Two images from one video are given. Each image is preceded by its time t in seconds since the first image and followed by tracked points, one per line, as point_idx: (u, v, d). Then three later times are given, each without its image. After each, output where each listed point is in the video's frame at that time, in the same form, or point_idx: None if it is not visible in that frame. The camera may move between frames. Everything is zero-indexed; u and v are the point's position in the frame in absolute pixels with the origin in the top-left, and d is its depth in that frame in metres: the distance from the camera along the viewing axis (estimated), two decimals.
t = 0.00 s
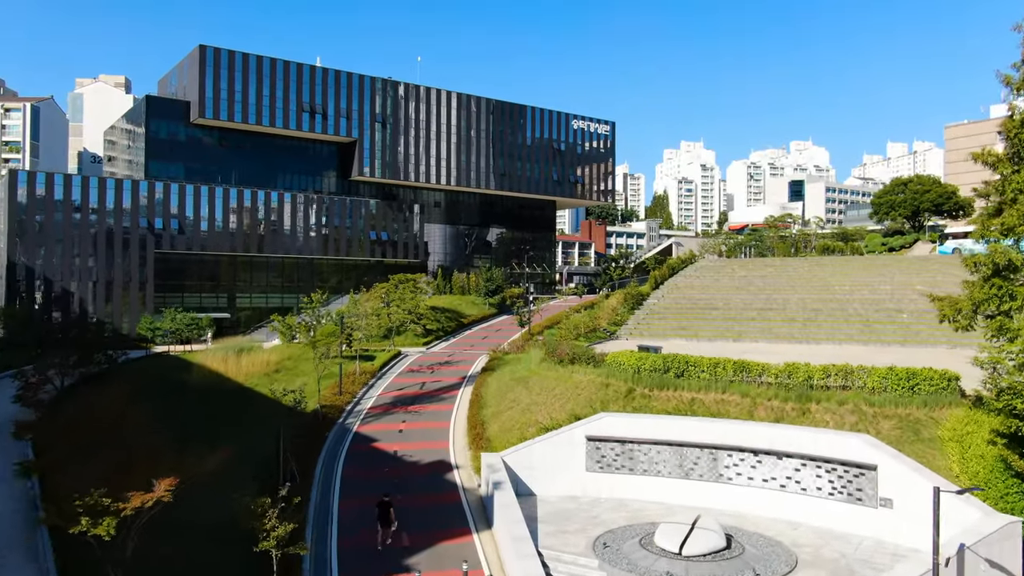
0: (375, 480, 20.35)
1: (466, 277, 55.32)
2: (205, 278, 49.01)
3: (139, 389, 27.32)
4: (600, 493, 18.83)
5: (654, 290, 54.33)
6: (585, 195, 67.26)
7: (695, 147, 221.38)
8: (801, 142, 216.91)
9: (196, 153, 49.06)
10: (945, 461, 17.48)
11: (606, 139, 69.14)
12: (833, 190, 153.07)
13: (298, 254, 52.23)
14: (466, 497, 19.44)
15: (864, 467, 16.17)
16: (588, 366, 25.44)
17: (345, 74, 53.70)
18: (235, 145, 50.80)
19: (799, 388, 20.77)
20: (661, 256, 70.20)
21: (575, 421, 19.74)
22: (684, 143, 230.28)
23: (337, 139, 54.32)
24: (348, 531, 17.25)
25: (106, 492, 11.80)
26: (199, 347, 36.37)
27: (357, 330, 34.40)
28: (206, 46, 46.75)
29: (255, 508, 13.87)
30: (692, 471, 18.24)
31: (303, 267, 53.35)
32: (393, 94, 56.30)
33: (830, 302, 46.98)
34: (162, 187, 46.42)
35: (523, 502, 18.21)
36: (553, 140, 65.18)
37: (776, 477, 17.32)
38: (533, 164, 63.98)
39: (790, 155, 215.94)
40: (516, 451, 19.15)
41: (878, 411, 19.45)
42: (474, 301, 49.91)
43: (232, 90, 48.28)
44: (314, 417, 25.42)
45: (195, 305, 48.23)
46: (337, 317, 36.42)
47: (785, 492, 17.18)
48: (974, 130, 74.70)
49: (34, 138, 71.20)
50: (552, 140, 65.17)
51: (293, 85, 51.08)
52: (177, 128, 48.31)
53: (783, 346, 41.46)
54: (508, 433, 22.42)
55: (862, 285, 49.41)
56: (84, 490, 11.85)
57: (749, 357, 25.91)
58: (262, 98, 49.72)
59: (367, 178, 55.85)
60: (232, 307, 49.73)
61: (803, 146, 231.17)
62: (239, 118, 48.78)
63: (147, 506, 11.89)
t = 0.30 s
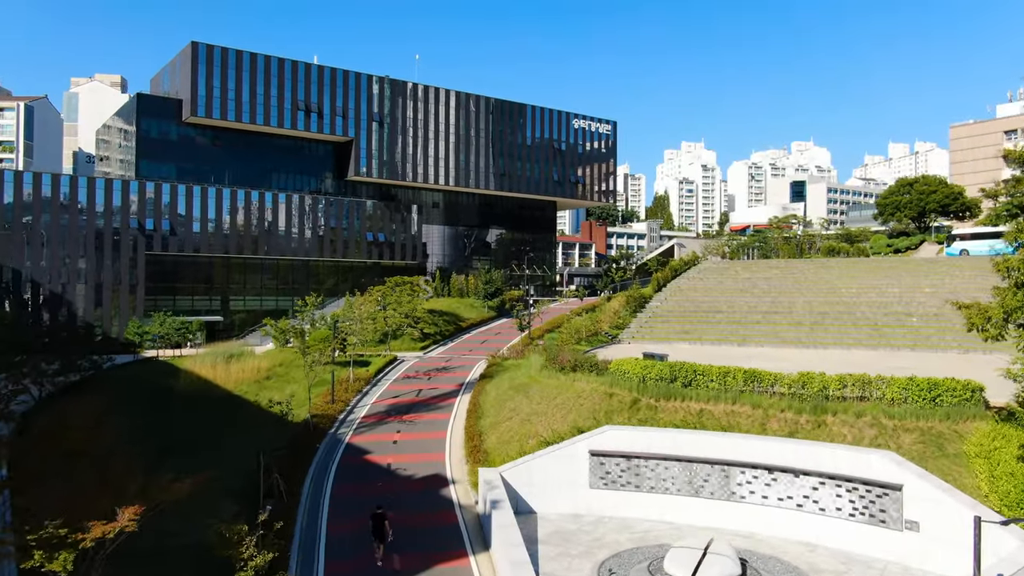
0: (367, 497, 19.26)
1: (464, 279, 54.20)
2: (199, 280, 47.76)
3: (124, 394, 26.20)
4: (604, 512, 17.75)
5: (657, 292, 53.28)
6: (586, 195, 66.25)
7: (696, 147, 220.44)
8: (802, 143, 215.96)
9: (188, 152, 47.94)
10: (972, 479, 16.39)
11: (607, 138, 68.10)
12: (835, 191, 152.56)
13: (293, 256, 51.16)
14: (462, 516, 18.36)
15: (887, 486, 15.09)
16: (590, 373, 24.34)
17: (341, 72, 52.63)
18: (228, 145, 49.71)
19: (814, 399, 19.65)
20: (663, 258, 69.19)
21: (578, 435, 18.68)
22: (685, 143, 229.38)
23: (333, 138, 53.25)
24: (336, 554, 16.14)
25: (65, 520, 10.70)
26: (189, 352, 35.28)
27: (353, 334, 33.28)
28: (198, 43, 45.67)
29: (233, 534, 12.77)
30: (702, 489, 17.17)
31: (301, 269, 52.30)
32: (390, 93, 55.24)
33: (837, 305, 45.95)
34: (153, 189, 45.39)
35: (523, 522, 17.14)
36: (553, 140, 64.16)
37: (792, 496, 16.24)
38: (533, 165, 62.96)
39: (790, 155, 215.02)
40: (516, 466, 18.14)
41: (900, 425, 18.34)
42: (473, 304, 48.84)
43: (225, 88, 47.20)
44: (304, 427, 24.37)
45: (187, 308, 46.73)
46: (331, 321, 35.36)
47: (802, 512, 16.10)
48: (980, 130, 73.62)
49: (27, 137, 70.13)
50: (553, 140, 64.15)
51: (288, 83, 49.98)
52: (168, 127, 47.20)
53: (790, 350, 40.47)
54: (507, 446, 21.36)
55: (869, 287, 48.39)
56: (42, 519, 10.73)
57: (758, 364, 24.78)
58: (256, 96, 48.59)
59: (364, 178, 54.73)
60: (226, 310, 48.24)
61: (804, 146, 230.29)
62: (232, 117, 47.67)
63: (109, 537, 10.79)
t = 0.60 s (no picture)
0: (358, 514, 18.18)
1: (463, 281, 53.02)
2: (191, 283, 46.60)
3: (107, 404, 25.07)
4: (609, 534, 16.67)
5: (660, 294, 52.20)
6: (587, 195, 65.18)
7: (697, 147, 219.53)
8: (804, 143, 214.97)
9: (179, 152, 46.83)
10: (1005, 500, 15.25)
11: (609, 137, 67.01)
12: (837, 191, 152.01)
13: (288, 258, 50.01)
14: (458, 536, 17.25)
15: (915, 509, 13.98)
16: (594, 382, 23.23)
17: (337, 70, 51.52)
18: (221, 144, 48.57)
19: (831, 411, 18.53)
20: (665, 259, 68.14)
21: (582, 450, 17.60)
22: (686, 143, 228.39)
23: (329, 137, 52.15)
24: None
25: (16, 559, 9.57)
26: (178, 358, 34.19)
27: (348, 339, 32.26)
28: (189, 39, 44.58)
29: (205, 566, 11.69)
30: (714, 509, 16.08)
31: (298, 270, 51.25)
32: (387, 91, 54.13)
33: (845, 308, 44.87)
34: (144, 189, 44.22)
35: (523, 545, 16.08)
36: (554, 140, 63.08)
37: (811, 518, 15.14)
38: (534, 165, 61.88)
39: (792, 155, 213.96)
40: (516, 483, 17.11)
41: (923, 441, 17.21)
42: (472, 307, 47.73)
43: (218, 86, 46.11)
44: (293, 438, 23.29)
45: (180, 312, 45.74)
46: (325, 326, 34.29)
47: (823, 536, 14.99)
48: (987, 129, 72.51)
49: (19, 137, 69.07)
50: (553, 140, 63.07)
51: (283, 81, 48.89)
52: (160, 126, 46.07)
53: (797, 354, 39.46)
54: (507, 461, 20.30)
55: (877, 289, 47.32)
56: None
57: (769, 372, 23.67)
58: (250, 95, 47.47)
59: (360, 178, 53.58)
60: (219, 314, 47.06)
61: (805, 145, 229.28)
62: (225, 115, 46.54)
63: None
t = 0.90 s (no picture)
0: (348, 535, 17.08)
1: (461, 283, 51.87)
2: (182, 286, 45.32)
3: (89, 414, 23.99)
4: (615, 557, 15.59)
5: (663, 297, 51.11)
6: (588, 196, 64.11)
7: (698, 148, 218.47)
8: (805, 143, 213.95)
9: (170, 151, 45.63)
10: None
11: (610, 136, 65.92)
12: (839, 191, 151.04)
13: (283, 260, 48.83)
14: (454, 558, 16.16)
15: (949, 537, 12.84)
16: (598, 392, 22.11)
17: (334, 67, 50.45)
18: (215, 143, 47.44)
19: (851, 426, 17.41)
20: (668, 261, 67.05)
21: (586, 468, 16.51)
22: (687, 143, 227.39)
23: (325, 136, 51.03)
24: None
25: None
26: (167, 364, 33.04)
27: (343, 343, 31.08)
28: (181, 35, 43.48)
29: None
30: (728, 533, 14.98)
31: (295, 273, 50.11)
32: (385, 89, 53.01)
33: (854, 311, 43.78)
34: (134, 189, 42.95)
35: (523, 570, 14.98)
36: (554, 139, 61.97)
37: (835, 544, 14.04)
38: (534, 165, 60.80)
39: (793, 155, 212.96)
40: (516, 503, 16.08)
41: (952, 457, 16.06)
42: (470, 310, 46.57)
43: (211, 84, 45.02)
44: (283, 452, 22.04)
45: (173, 314, 44.45)
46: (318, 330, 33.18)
47: (847, 563, 13.88)
48: (995, 128, 71.41)
49: (12, 136, 67.96)
50: (554, 139, 62.00)
51: (278, 79, 47.78)
52: (151, 124, 44.88)
53: (806, 359, 38.36)
54: (506, 477, 19.20)
55: (886, 292, 46.23)
56: None
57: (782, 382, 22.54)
58: (244, 93, 46.37)
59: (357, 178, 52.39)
60: (211, 317, 45.74)
61: (807, 145, 228.27)
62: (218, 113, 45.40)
63: None
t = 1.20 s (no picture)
0: (336, 561, 15.96)
1: (460, 286, 50.71)
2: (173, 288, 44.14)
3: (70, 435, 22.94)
4: None
5: (666, 300, 50.00)
6: (589, 196, 63.01)
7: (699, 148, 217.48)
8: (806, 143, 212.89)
9: (162, 150, 44.42)
10: None
11: (612, 136, 64.81)
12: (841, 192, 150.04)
13: (278, 263, 47.69)
14: None
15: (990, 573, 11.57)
16: (603, 405, 20.98)
17: (330, 65, 49.30)
18: (208, 143, 46.22)
19: (874, 444, 16.25)
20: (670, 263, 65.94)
21: (590, 491, 15.45)
22: (687, 143, 226.32)
23: (321, 136, 49.90)
24: None
25: None
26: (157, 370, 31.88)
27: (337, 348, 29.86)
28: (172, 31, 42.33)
29: None
30: (746, 563, 13.84)
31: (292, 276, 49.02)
32: (382, 87, 51.89)
33: (862, 316, 42.64)
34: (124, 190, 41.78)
35: None
36: (555, 138, 60.84)
37: None
38: (535, 164, 59.67)
39: (794, 155, 211.90)
40: (516, 529, 15.54)
41: (985, 479, 14.84)
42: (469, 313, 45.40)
43: (203, 82, 43.88)
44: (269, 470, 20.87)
45: (163, 318, 43.34)
46: (311, 336, 32.05)
47: None
48: (1003, 127, 70.28)
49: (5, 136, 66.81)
50: (555, 139, 60.90)
51: (271, 76, 46.59)
52: (141, 123, 43.68)
53: (814, 365, 37.25)
54: (506, 496, 18.11)
55: (895, 295, 45.11)
56: None
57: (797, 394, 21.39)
58: (237, 91, 45.22)
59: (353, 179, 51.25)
60: (204, 321, 44.67)
61: (808, 145, 227.25)
62: (210, 112, 44.25)
63: None
